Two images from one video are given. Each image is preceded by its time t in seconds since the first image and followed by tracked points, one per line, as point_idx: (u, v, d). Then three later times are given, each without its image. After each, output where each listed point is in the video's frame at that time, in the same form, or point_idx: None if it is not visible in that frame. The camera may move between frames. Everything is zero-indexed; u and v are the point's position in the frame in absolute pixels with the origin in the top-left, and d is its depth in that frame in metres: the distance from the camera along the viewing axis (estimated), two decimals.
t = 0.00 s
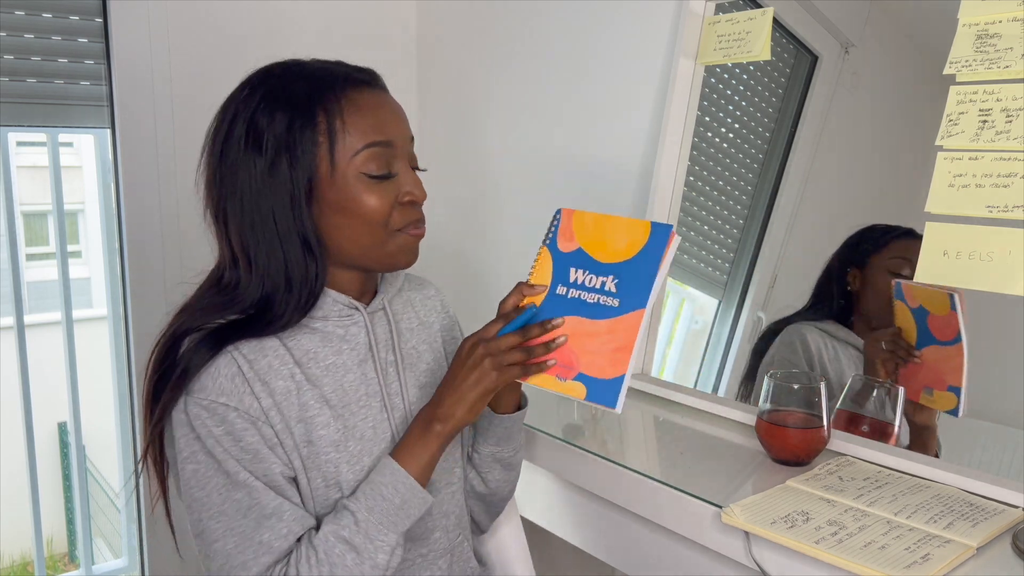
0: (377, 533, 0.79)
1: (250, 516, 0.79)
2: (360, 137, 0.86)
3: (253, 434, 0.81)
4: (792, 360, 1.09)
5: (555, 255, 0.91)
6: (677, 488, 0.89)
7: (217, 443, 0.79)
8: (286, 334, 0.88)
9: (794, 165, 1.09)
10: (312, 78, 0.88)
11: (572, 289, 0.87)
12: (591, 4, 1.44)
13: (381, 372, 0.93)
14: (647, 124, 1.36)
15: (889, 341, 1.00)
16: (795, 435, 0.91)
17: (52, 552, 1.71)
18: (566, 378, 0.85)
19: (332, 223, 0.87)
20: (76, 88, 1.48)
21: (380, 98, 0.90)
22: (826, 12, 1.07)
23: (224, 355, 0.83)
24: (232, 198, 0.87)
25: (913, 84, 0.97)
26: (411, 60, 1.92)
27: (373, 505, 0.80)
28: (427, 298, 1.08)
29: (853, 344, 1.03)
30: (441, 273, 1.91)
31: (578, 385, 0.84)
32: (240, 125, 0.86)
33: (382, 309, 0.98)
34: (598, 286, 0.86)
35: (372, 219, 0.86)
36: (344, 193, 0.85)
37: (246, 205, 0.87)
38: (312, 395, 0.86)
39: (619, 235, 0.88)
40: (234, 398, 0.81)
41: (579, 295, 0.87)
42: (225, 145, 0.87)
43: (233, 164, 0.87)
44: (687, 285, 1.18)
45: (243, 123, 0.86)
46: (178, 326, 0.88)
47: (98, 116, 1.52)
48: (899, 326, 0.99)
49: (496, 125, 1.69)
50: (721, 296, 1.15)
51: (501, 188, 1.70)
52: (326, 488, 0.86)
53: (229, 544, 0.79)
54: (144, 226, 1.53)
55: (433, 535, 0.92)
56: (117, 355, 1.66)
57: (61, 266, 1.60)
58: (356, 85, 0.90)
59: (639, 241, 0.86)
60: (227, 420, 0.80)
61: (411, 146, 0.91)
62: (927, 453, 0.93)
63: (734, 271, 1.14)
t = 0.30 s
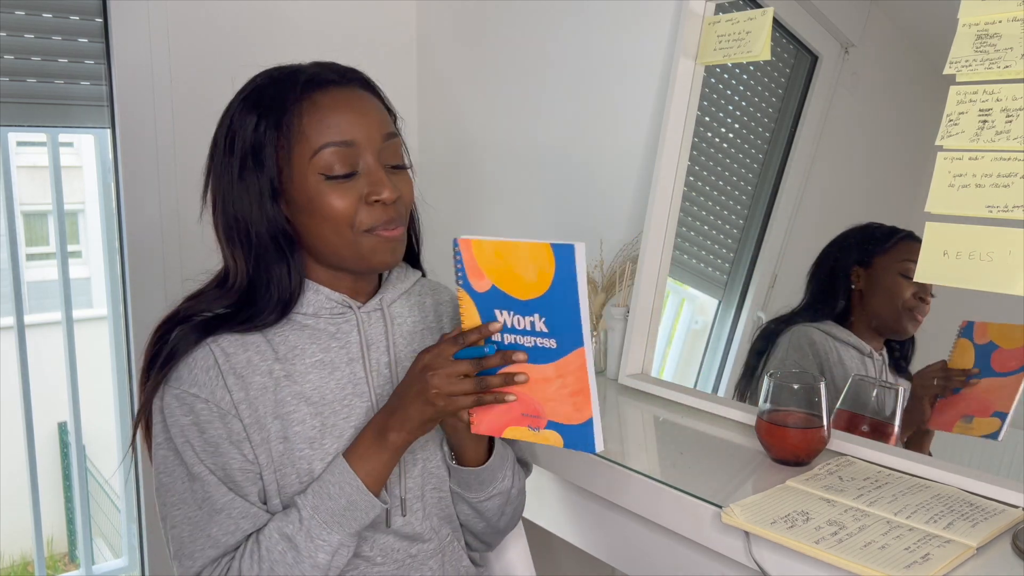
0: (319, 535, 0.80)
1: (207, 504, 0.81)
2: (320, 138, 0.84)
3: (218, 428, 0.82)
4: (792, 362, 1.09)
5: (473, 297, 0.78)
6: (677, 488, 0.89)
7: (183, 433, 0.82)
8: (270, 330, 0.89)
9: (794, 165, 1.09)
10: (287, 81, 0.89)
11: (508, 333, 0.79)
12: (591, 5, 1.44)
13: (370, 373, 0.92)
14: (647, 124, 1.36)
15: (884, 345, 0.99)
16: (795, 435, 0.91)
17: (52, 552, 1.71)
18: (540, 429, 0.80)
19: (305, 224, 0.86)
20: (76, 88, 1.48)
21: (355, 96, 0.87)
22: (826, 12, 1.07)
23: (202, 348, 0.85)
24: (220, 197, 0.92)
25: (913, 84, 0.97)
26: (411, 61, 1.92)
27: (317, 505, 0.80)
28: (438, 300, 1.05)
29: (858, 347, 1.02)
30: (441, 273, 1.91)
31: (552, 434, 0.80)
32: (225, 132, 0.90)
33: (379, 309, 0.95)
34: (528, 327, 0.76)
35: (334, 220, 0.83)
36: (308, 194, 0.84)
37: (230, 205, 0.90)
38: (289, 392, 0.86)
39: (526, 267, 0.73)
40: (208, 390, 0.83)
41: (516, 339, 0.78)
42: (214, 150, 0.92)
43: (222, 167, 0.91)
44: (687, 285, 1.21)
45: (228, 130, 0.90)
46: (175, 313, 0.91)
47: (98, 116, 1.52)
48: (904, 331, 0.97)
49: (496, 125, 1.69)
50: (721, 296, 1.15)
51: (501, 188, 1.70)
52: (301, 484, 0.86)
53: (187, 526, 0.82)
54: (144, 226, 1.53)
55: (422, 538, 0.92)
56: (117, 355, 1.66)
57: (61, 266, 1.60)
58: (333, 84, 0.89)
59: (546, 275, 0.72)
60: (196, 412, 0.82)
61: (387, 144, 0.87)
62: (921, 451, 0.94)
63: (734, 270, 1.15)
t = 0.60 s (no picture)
0: (305, 541, 0.79)
1: (205, 506, 0.81)
2: (306, 136, 0.84)
3: (220, 429, 0.82)
4: (792, 361, 1.08)
5: (429, 303, 0.77)
6: (677, 489, 0.89)
7: (185, 434, 0.81)
8: (274, 330, 0.89)
9: (794, 165, 1.09)
10: (278, 84, 0.89)
11: (479, 321, 0.79)
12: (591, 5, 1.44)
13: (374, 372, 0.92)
14: (647, 124, 1.36)
15: (883, 345, 0.99)
16: (795, 435, 0.91)
17: (52, 552, 1.70)
18: (529, 403, 0.83)
19: (299, 223, 0.86)
20: (76, 88, 1.48)
21: (341, 94, 0.87)
22: (826, 12, 1.07)
23: (206, 349, 0.84)
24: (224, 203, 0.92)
25: (914, 84, 0.97)
26: (411, 61, 1.92)
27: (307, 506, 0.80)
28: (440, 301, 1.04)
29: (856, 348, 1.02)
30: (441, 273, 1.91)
31: (544, 400, 0.83)
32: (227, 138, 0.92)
33: (382, 308, 0.96)
34: (502, 307, 0.79)
35: (322, 218, 0.83)
36: (297, 193, 0.84)
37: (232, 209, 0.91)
38: (292, 393, 0.86)
39: (490, 250, 0.77)
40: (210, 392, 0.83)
41: (490, 325, 0.79)
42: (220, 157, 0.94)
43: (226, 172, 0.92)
44: (687, 285, 1.21)
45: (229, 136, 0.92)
46: (179, 316, 0.91)
47: (99, 116, 1.52)
48: (909, 330, 0.97)
49: (496, 125, 1.69)
50: (721, 296, 1.15)
51: (501, 189, 1.70)
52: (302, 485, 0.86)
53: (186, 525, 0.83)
54: (144, 226, 1.53)
55: (425, 537, 0.92)
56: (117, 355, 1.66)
57: (61, 266, 1.60)
58: (322, 83, 0.88)
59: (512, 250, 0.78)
60: (198, 413, 0.82)
61: (373, 140, 0.86)
62: (926, 452, 0.93)
63: (734, 271, 1.15)
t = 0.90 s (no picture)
0: (235, 549, 0.75)
1: (184, 514, 0.79)
2: (309, 139, 0.84)
3: (218, 437, 0.79)
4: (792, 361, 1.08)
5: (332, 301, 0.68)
6: (677, 488, 0.89)
7: (178, 441, 0.79)
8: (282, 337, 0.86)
9: (794, 165, 1.09)
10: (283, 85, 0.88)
11: (373, 341, 0.69)
12: (591, 6, 1.44)
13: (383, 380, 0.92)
14: (648, 124, 1.36)
15: (883, 345, 0.99)
16: (795, 435, 0.91)
17: (52, 552, 1.70)
18: (399, 450, 0.73)
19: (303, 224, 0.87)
20: (76, 88, 1.48)
21: (345, 97, 0.86)
22: (826, 12, 1.07)
23: (213, 355, 0.82)
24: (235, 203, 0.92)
25: (914, 84, 0.97)
26: (411, 62, 1.92)
27: (243, 527, 0.75)
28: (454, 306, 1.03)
29: (857, 349, 1.02)
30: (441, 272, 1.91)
31: (413, 452, 0.73)
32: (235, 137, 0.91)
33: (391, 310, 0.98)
34: (405, 332, 0.70)
35: (324, 221, 0.84)
36: (300, 195, 0.85)
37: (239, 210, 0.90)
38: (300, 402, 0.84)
39: (416, 267, 0.70)
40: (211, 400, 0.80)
41: (383, 349, 0.70)
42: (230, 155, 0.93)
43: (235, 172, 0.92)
44: (687, 285, 1.21)
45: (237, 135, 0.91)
46: (189, 319, 0.91)
47: (99, 116, 1.52)
48: (910, 331, 0.97)
49: (496, 125, 1.69)
50: (721, 296, 1.15)
51: (501, 188, 1.70)
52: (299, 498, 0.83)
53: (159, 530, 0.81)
54: (144, 226, 1.53)
55: (433, 541, 0.90)
56: (117, 355, 1.66)
57: (61, 266, 1.59)
58: (326, 85, 0.87)
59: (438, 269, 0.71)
60: (196, 421, 0.79)
61: (376, 143, 0.86)
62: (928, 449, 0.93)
63: (733, 271, 1.15)
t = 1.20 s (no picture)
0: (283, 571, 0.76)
1: (209, 528, 0.78)
2: (345, 160, 0.79)
3: (238, 449, 0.78)
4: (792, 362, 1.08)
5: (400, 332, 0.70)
6: (677, 489, 0.89)
7: (199, 456, 0.78)
8: (300, 351, 0.83)
9: (794, 165, 1.09)
10: (317, 95, 0.83)
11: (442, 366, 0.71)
12: (590, 7, 1.44)
13: (393, 391, 0.88)
14: (648, 124, 1.36)
15: (895, 355, 0.98)
16: (795, 435, 0.91)
17: (52, 552, 1.70)
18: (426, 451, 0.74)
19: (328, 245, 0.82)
20: (76, 88, 1.49)
21: (386, 116, 0.82)
22: (826, 13, 1.07)
23: (233, 374, 0.79)
24: (253, 209, 0.84)
25: (914, 84, 0.97)
26: (411, 62, 1.92)
27: (307, 556, 0.76)
28: (456, 313, 1.01)
29: (862, 356, 1.01)
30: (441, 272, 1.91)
31: (538, 489, 0.85)
32: (262, 137, 0.85)
33: (402, 325, 0.91)
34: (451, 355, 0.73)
35: (355, 247, 0.79)
36: (329, 218, 0.80)
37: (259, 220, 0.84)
38: (319, 411, 0.82)
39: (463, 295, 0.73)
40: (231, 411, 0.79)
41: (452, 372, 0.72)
42: (251, 156, 0.86)
43: (255, 174, 0.85)
44: (687, 285, 1.21)
45: (263, 136, 0.84)
46: (200, 331, 0.85)
47: (99, 116, 1.53)
48: (922, 343, 0.96)
49: (496, 125, 1.69)
50: (721, 296, 1.15)
51: (501, 188, 1.70)
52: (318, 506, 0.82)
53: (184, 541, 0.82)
54: (144, 226, 1.53)
55: (438, 555, 0.92)
56: (117, 355, 1.66)
57: (61, 266, 1.60)
58: (364, 100, 0.83)
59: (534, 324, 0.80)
60: (216, 435, 0.78)
61: (414, 167, 0.81)
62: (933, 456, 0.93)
63: (733, 271, 1.15)
